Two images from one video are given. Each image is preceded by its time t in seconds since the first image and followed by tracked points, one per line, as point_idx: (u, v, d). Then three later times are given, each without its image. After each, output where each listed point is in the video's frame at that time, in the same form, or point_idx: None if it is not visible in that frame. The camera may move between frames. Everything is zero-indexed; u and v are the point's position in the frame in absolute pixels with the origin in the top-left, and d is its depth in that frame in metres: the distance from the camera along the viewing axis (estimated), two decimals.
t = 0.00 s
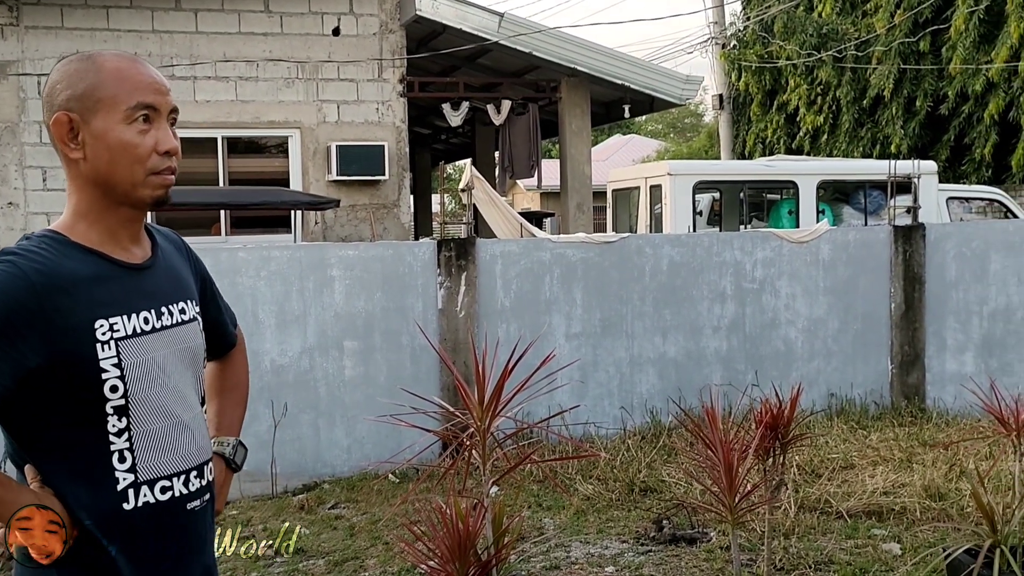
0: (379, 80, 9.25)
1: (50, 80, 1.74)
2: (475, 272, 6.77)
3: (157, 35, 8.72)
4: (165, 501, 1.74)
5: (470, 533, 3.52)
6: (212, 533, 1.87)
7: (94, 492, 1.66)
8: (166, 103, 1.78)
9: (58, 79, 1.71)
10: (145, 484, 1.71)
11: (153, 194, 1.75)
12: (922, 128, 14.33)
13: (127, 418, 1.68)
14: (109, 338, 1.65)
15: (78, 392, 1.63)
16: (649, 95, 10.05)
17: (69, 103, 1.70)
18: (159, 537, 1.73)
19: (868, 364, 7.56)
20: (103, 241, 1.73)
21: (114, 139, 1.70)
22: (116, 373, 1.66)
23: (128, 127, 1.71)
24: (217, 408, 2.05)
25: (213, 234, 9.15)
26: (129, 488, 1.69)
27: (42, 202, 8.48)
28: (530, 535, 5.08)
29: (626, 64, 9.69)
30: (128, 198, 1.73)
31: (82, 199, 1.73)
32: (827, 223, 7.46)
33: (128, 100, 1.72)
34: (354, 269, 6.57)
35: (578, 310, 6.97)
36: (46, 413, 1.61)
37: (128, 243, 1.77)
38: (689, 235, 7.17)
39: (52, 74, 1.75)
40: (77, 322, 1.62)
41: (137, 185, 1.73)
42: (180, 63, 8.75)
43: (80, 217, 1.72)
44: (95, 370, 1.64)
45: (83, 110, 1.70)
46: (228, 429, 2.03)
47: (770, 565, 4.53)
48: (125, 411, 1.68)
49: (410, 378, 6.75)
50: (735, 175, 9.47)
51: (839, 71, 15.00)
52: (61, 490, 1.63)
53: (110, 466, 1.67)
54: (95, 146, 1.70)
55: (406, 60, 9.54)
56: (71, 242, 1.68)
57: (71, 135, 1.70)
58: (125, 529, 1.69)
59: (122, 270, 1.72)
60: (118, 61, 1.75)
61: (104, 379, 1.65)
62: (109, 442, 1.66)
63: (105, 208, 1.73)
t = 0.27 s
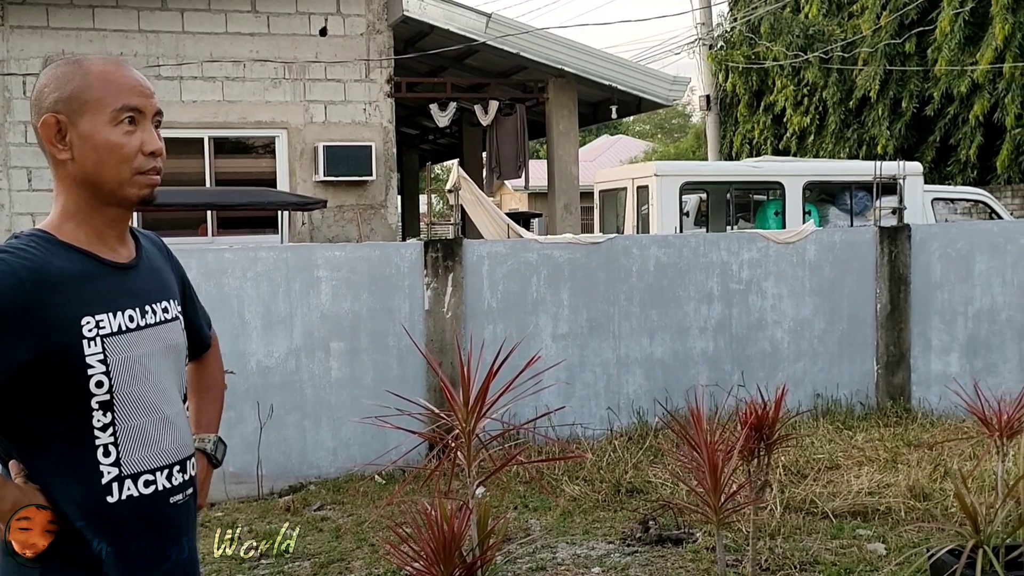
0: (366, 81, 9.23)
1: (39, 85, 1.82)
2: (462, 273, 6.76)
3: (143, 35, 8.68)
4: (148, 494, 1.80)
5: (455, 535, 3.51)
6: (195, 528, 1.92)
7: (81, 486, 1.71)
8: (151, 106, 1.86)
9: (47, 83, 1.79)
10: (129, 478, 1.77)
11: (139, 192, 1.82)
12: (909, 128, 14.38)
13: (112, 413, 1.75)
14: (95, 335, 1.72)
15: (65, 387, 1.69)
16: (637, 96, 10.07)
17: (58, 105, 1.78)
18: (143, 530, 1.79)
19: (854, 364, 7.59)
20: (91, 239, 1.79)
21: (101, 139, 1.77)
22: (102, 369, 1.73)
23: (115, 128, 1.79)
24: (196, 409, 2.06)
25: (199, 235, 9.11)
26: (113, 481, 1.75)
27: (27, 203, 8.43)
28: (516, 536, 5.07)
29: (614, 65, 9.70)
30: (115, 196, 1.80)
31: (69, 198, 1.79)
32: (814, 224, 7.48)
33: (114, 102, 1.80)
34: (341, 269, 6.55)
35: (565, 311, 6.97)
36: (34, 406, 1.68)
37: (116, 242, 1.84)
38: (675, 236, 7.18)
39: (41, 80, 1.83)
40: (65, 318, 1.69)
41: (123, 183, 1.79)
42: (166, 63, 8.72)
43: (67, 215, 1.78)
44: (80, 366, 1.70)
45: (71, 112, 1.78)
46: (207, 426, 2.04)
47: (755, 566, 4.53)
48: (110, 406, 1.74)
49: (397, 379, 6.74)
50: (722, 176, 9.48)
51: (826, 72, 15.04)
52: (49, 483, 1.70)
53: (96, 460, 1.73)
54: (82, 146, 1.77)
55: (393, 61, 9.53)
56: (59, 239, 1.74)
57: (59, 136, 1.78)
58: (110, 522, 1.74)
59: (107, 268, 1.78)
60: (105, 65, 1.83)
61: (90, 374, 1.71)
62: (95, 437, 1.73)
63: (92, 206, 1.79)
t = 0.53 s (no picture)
0: (346, 81, 9.20)
1: (8, 100, 1.87)
2: (441, 274, 6.75)
3: (122, 35, 8.63)
4: (111, 499, 1.83)
5: (430, 538, 3.50)
6: (153, 534, 1.94)
7: (46, 490, 1.74)
8: (119, 120, 1.91)
9: (17, 97, 1.85)
10: (94, 483, 1.79)
11: (107, 202, 1.86)
12: (887, 130, 14.47)
13: (78, 418, 1.77)
14: (64, 340, 1.75)
15: (34, 391, 1.72)
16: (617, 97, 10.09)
17: (28, 119, 1.83)
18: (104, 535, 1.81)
19: (832, 365, 7.62)
20: (58, 248, 1.82)
21: (69, 151, 1.82)
22: (70, 375, 1.75)
23: (82, 140, 1.83)
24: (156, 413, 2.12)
25: (178, 236, 9.06)
26: (78, 485, 1.77)
27: (3, 204, 8.35)
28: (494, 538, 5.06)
29: (594, 66, 9.71)
30: (83, 206, 1.83)
31: (37, 208, 1.83)
32: (792, 225, 7.51)
33: (82, 115, 1.84)
34: (320, 271, 6.52)
35: (544, 313, 6.97)
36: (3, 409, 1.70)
37: (83, 252, 1.87)
38: (654, 238, 7.20)
39: (11, 95, 1.88)
40: (33, 323, 1.72)
41: (91, 194, 1.83)
42: (144, 64, 8.66)
43: (35, 224, 1.81)
44: (49, 370, 1.73)
45: (40, 125, 1.83)
46: (164, 433, 2.10)
47: (733, 567, 4.54)
48: (77, 411, 1.77)
49: (376, 381, 6.71)
50: (702, 177, 9.51)
51: (805, 74, 15.13)
52: (14, 485, 1.72)
53: (61, 464, 1.76)
54: (50, 157, 1.82)
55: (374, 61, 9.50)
56: (27, 247, 1.77)
57: (28, 148, 1.83)
58: (74, 526, 1.77)
59: (73, 275, 1.81)
60: (73, 80, 1.88)
61: (58, 379, 1.74)
62: (62, 441, 1.75)
63: (59, 216, 1.83)
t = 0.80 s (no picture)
0: (322, 82, 9.16)
1: None
2: (417, 276, 6.73)
3: (95, 35, 8.55)
4: (81, 497, 1.90)
5: (402, 542, 3.48)
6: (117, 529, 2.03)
7: (20, 490, 1.80)
8: (72, 125, 1.97)
9: None
10: (64, 482, 1.87)
11: (63, 206, 1.92)
12: (862, 131, 14.56)
13: (48, 419, 1.85)
14: (33, 342, 1.82)
15: (8, 393, 1.78)
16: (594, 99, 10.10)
17: None
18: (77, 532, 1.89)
19: (807, 366, 7.66)
20: (14, 252, 1.87)
21: (24, 156, 1.87)
22: (40, 375, 1.83)
23: (37, 145, 1.88)
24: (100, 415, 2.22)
25: (153, 236, 8.98)
26: (50, 485, 1.84)
27: None
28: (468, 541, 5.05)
29: (571, 68, 9.71)
30: (39, 210, 1.89)
31: None
32: (767, 227, 7.54)
33: (37, 121, 1.90)
34: (295, 272, 6.48)
35: (520, 314, 6.96)
36: None
37: (38, 255, 1.92)
38: (630, 239, 7.20)
39: None
40: (6, 327, 1.78)
41: (48, 198, 1.89)
42: (118, 63, 8.59)
43: None
44: (20, 372, 1.80)
45: None
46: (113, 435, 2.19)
47: (706, 569, 4.54)
48: (46, 411, 1.84)
49: (352, 383, 6.68)
50: (678, 179, 9.53)
51: (782, 76, 15.24)
52: None
53: (34, 466, 1.82)
54: (5, 161, 1.86)
55: (350, 62, 9.45)
56: None
57: None
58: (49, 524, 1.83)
59: (33, 279, 1.87)
60: (26, 86, 1.93)
61: (30, 381, 1.81)
62: (34, 441, 1.82)
63: (14, 220, 1.87)
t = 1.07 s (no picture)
0: (299, 82, 9.10)
1: None
2: (394, 277, 6.70)
3: (69, 34, 8.45)
4: (38, 506, 1.87)
5: (376, 546, 3.44)
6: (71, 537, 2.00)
7: None
8: (34, 126, 1.92)
9: None
10: (23, 489, 1.84)
11: (26, 209, 1.88)
12: (839, 132, 14.64)
13: (10, 426, 1.81)
14: None
15: None
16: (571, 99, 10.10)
17: None
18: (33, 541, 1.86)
19: (784, 366, 7.68)
20: None
21: None
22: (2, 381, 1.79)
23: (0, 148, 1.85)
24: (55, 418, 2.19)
25: (127, 236, 8.90)
26: (8, 492, 1.81)
27: None
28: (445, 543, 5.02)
29: (549, 68, 9.71)
30: (3, 213, 1.85)
31: None
32: (744, 228, 7.56)
33: None
34: (270, 273, 6.43)
35: (497, 315, 6.94)
36: None
37: None
38: (607, 240, 7.20)
39: None
40: None
41: (12, 201, 1.86)
42: (92, 62, 8.49)
43: None
44: None
45: None
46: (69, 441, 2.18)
47: (683, 570, 4.54)
48: (8, 418, 1.81)
49: (328, 384, 6.64)
50: (655, 179, 9.54)
51: (759, 76, 15.31)
52: None
53: None
54: None
55: (327, 62, 9.40)
56: None
57: None
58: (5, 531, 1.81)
59: None
60: None
61: None
62: None
63: None
